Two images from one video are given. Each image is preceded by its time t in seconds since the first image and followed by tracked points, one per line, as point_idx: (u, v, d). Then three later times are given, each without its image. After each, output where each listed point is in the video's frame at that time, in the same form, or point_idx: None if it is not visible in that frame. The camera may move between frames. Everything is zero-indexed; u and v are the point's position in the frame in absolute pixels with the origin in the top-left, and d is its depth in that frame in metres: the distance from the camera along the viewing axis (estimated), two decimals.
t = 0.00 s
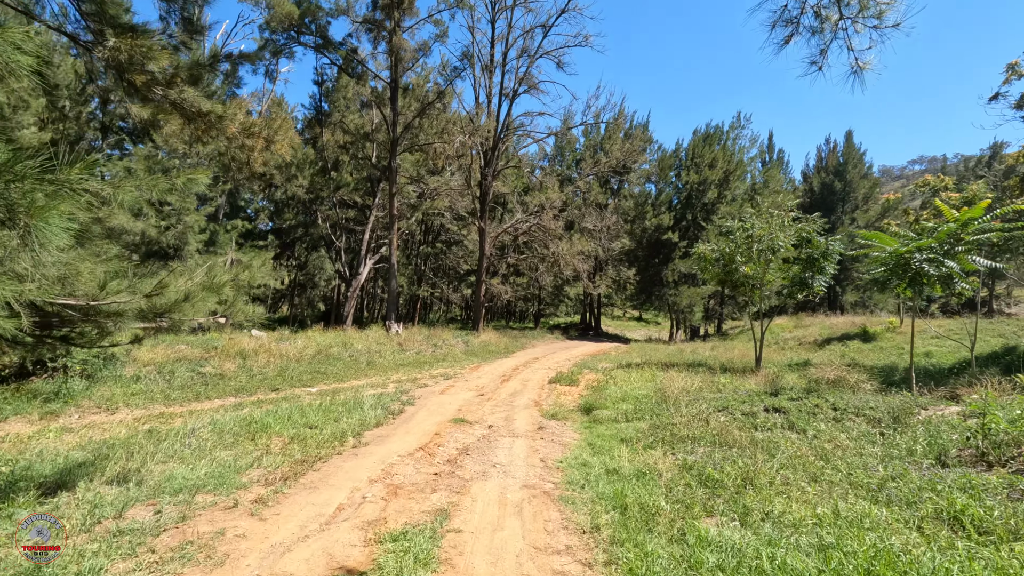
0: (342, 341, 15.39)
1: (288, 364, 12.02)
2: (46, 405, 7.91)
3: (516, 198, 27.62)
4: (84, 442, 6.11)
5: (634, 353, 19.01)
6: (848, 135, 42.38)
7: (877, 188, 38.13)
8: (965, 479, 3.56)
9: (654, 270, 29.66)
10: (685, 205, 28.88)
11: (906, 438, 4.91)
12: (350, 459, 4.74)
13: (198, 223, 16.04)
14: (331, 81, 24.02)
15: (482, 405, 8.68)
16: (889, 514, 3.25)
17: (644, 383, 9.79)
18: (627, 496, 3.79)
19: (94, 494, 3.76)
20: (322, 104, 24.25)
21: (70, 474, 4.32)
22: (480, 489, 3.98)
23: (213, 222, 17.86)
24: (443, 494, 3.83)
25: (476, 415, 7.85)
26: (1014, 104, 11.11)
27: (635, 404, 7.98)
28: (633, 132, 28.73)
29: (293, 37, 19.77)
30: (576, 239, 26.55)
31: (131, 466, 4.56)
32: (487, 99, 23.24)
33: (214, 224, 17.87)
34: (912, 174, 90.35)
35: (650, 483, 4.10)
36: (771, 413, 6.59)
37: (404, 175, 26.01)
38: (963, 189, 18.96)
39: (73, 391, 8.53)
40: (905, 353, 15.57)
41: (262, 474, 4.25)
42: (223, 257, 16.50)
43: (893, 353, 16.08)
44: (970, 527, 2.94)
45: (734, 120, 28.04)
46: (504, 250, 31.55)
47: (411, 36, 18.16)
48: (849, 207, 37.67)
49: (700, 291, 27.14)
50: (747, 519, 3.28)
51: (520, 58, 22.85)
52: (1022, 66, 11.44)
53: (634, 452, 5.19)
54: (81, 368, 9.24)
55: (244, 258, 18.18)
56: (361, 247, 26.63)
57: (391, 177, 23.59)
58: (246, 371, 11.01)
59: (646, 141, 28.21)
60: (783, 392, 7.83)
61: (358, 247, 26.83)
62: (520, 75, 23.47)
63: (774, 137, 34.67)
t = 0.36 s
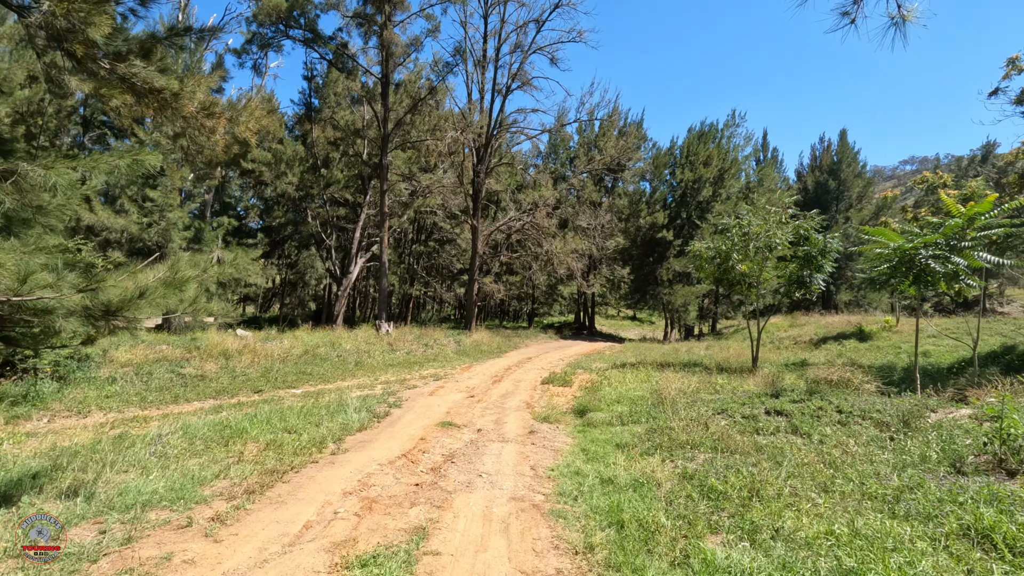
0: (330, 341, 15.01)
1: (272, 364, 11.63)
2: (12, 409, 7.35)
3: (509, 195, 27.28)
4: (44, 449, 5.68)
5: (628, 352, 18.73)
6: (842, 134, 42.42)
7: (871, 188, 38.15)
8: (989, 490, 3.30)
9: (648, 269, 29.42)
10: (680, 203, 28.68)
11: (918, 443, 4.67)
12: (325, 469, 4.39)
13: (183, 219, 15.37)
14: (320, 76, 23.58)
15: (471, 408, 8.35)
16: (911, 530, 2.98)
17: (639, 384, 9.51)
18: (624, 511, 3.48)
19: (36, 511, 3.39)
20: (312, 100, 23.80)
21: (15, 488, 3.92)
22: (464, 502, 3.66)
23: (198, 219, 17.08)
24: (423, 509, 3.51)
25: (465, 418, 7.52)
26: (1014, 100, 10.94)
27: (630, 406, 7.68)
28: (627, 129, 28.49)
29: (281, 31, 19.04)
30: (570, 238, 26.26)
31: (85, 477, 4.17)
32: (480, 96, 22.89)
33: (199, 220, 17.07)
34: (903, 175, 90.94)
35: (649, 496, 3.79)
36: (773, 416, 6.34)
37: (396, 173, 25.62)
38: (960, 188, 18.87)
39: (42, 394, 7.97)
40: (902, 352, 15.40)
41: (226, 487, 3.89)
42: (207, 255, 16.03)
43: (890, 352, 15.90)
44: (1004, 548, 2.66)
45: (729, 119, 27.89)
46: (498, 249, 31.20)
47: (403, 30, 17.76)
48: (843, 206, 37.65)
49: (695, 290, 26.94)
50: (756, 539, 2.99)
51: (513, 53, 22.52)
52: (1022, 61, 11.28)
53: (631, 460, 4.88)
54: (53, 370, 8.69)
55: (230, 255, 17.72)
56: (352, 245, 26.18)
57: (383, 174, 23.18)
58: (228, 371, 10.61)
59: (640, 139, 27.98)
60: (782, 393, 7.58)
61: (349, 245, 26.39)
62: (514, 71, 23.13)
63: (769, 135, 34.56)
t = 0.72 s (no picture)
0: (320, 340, 14.68)
1: (258, 364, 11.28)
2: None
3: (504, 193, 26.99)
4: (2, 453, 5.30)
5: (624, 352, 18.46)
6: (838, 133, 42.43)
7: (866, 187, 38.13)
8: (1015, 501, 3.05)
9: (644, 268, 29.19)
10: (676, 201, 28.49)
11: (931, 447, 4.46)
12: (297, 476, 4.08)
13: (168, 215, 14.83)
14: (312, 71, 23.21)
15: (461, 409, 8.06)
16: (935, 546, 2.72)
17: (635, 384, 9.23)
18: (619, 524, 3.21)
19: None
20: (304, 95, 23.44)
21: None
22: (444, 514, 3.37)
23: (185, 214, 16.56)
24: (399, 522, 3.22)
25: (454, 420, 7.22)
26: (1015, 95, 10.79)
27: (626, 407, 7.41)
28: (623, 127, 28.27)
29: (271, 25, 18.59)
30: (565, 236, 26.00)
31: (37, 486, 3.82)
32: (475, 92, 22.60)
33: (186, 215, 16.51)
34: (896, 175, 91.53)
35: (646, 506, 3.52)
36: (775, 418, 6.14)
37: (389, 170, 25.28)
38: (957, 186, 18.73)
39: (13, 394, 7.48)
40: (900, 352, 15.24)
41: (187, 496, 3.58)
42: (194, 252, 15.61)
43: (888, 352, 15.74)
44: None
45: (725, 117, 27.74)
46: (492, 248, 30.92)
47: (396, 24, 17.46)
48: (838, 205, 37.63)
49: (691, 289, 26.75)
50: (765, 556, 2.73)
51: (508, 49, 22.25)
52: (1023, 56, 11.12)
53: (626, 465, 4.60)
54: (25, 369, 8.13)
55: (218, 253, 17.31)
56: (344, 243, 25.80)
57: (376, 171, 22.83)
58: (211, 371, 10.25)
59: (636, 137, 27.77)
60: (783, 394, 7.33)
61: (342, 243, 26.02)
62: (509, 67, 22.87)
63: (765, 134, 34.50)
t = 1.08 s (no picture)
0: (318, 340, 14.37)
1: (252, 364, 10.99)
2: None
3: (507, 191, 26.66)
4: None
5: (629, 352, 18.08)
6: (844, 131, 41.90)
7: (874, 185, 37.58)
8: None
9: (648, 267, 28.79)
10: (681, 200, 28.07)
11: (966, 456, 4.13)
12: (273, 486, 3.76)
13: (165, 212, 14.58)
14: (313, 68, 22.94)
15: (459, 412, 7.72)
16: None
17: (640, 385, 8.87)
18: (626, 545, 2.86)
19: None
20: (304, 93, 23.19)
21: None
22: (430, 533, 3.04)
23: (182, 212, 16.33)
24: (378, 543, 2.90)
25: (451, 423, 6.90)
26: None
27: (631, 411, 7.04)
28: (627, 125, 27.90)
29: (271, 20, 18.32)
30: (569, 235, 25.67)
31: None
32: (476, 89, 22.28)
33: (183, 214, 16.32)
34: (901, 175, 90.76)
35: (655, 523, 3.19)
36: (791, 423, 5.81)
37: (390, 168, 24.99)
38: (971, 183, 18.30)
39: None
40: (913, 353, 14.81)
41: (152, 508, 3.27)
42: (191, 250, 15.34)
43: (900, 352, 15.31)
44: None
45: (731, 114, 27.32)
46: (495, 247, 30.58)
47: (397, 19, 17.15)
48: (845, 204, 37.12)
49: (697, 288, 26.33)
50: None
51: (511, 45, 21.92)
52: None
53: (633, 475, 4.25)
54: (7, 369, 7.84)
55: (216, 251, 17.06)
56: (345, 241, 25.52)
57: (377, 168, 22.53)
58: (203, 371, 9.94)
59: (641, 134, 27.38)
60: (798, 397, 6.95)
61: (342, 241, 25.74)
62: (511, 64, 22.53)
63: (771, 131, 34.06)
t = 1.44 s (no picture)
0: (325, 338, 14.16)
1: (257, 363, 10.80)
2: None
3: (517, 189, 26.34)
4: None
5: (641, 352, 17.67)
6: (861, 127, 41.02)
7: (891, 182, 36.70)
8: None
9: (660, 266, 28.30)
10: (694, 197, 27.51)
11: None
12: (264, 494, 3.49)
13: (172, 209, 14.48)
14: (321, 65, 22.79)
15: (467, 412, 7.42)
16: None
17: (656, 386, 8.49)
18: (653, 569, 2.53)
19: None
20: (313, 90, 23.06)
21: None
22: (431, 551, 2.75)
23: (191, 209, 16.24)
24: (373, 562, 2.62)
25: (458, 424, 6.60)
26: None
27: (648, 412, 6.67)
28: (639, 121, 27.43)
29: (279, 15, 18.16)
30: (579, 233, 25.30)
31: None
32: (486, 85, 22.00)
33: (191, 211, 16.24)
34: (918, 172, 89.12)
35: (683, 540, 2.87)
36: (822, 427, 5.44)
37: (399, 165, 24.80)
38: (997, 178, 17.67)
39: None
40: (938, 353, 14.26)
41: (132, 517, 3.02)
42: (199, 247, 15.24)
43: (924, 353, 14.76)
44: None
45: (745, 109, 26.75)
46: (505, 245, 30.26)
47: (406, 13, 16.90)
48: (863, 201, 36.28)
49: (710, 287, 25.79)
50: None
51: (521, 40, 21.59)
52: None
53: (655, 483, 3.92)
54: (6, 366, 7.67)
55: (224, 249, 16.96)
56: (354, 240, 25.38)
57: (385, 166, 22.33)
58: (207, 370, 9.74)
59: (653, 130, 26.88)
60: (826, 398, 6.54)
61: (352, 240, 25.61)
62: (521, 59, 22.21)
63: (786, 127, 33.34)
